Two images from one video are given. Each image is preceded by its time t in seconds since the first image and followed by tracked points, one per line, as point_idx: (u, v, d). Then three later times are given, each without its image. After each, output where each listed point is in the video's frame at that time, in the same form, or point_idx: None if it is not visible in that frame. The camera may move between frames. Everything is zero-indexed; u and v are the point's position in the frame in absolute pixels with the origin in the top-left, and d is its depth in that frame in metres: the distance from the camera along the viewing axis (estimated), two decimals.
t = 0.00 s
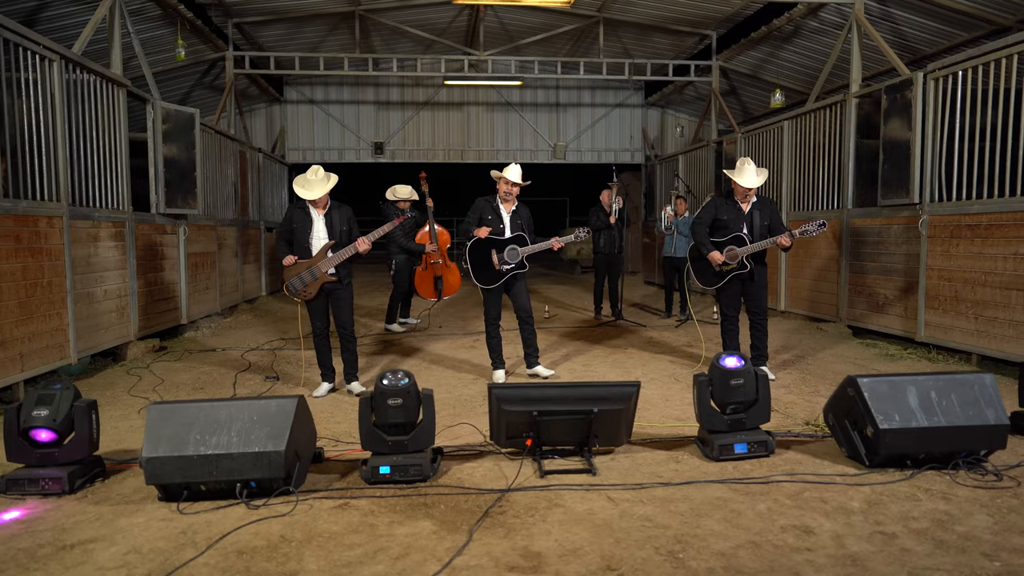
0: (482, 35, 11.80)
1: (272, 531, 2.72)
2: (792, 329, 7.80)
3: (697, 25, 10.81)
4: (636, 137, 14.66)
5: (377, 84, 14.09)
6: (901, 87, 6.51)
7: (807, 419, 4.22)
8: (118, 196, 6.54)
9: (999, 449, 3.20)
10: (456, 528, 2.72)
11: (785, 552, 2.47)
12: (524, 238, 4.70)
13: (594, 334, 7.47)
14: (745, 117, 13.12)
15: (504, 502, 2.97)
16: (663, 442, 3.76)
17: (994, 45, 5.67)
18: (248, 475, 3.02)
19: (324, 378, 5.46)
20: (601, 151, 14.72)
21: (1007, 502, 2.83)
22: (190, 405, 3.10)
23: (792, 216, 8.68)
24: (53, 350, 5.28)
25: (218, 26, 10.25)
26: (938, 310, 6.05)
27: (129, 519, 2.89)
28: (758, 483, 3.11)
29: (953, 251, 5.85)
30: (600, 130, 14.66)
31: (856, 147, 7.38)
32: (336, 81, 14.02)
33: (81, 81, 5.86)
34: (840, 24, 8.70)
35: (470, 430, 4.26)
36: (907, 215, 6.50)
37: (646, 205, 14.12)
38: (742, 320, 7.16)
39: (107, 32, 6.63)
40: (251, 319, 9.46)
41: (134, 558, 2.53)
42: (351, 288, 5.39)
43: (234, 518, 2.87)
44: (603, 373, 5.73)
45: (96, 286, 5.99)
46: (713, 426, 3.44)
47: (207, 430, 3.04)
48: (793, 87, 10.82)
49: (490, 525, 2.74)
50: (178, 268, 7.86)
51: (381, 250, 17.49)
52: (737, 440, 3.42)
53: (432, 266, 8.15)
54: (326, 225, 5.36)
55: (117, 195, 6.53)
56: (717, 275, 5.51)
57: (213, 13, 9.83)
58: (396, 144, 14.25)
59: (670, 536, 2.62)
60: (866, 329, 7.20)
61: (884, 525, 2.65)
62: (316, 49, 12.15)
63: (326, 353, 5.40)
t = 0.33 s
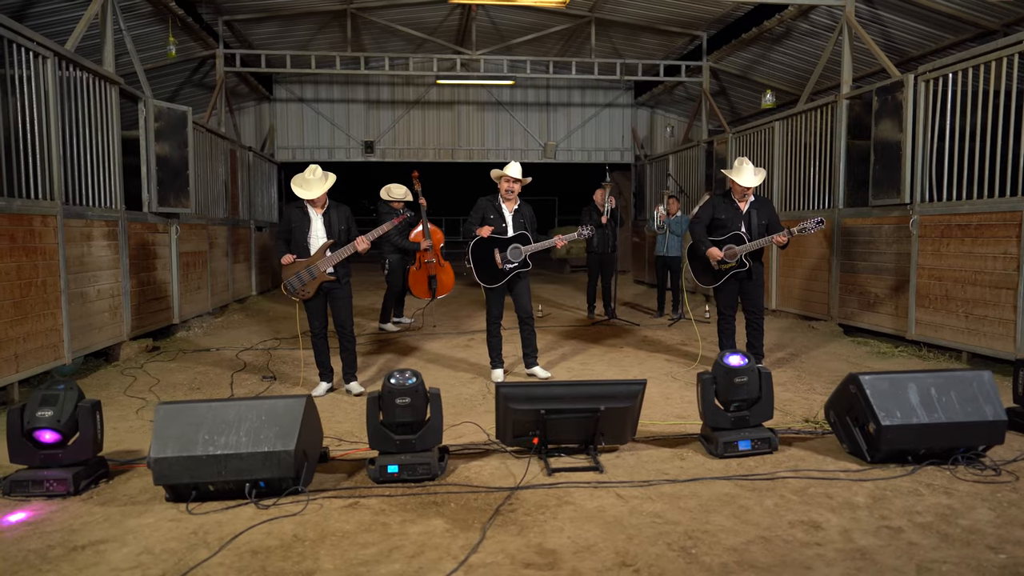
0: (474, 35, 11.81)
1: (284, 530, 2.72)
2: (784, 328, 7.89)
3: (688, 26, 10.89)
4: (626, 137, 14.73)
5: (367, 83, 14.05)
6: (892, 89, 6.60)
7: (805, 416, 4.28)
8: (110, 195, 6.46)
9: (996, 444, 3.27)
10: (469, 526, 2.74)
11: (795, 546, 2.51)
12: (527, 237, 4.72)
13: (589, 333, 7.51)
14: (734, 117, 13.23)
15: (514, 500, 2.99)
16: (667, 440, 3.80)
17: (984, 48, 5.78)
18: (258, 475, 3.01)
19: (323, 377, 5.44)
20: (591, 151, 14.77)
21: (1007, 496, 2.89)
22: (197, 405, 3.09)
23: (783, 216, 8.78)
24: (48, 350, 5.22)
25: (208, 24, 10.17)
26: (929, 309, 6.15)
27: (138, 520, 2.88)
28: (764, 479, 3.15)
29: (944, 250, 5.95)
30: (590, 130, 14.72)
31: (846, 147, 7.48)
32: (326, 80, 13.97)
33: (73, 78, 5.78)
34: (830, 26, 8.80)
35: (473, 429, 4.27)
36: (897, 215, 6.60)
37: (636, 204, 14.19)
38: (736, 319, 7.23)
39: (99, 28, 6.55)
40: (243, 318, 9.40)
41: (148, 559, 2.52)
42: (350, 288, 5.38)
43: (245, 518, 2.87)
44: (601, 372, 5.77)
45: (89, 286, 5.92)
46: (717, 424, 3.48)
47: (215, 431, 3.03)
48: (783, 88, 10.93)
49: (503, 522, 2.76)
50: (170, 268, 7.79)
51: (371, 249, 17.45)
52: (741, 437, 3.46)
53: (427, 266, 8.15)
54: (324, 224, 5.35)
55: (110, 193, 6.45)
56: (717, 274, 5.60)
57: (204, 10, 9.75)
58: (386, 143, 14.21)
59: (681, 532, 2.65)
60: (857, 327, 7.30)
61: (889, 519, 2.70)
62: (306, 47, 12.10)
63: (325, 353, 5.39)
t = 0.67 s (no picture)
0: (467, 34, 11.81)
1: (300, 529, 2.72)
2: (779, 326, 7.96)
3: (681, 26, 10.96)
4: (617, 136, 14.78)
5: (358, 81, 14.00)
6: (886, 90, 6.68)
7: (807, 413, 4.33)
8: (105, 193, 6.39)
9: (999, 439, 3.32)
10: (484, 523, 2.75)
11: (809, 540, 2.55)
12: (531, 234, 4.74)
13: (587, 332, 7.54)
14: (726, 117, 13.32)
15: (527, 497, 3.01)
16: (673, 437, 3.83)
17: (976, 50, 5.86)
18: (270, 474, 3.01)
19: (324, 377, 5.43)
20: (583, 151, 14.81)
21: (1011, 490, 2.94)
22: (208, 404, 3.08)
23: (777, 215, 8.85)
24: (46, 350, 5.17)
25: (200, 21, 10.10)
26: (923, 307, 6.23)
27: (150, 519, 2.86)
28: (773, 474, 3.19)
29: (937, 249, 6.03)
30: (582, 130, 14.76)
31: (840, 148, 7.56)
32: (317, 78, 13.91)
33: (69, 75, 5.71)
34: (823, 28, 8.90)
35: (479, 427, 4.29)
36: (891, 215, 6.68)
37: (628, 204, 14.24)
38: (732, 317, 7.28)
39: (94, 25, 6.48)
40: (237, 318, 9.35)
41: (164, 558, 2.51)
42: (351, 287, 5.38)
43: (258, 517, 2.86)
44: (601, 370, 5.80)
45: (85, 285, 5.87)
46: (724, 420, 3.52)
47: (227, 430, 3.02)
48: (775, 89, 11.02)
49: (518, 519, 2.78)
50: (164, 267, 7.73)
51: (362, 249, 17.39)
52: (748, 433, 3.50)
53: (422, 265, 8.15)
54: (325, 222, 5.34)
55: (104, 191, 6.38)
56: (716, 272, 5.64)
57: (196, 8, 9.68)
58: (378, 142, 14.17)
59: (695, 527, 2.68)
60: (850, 325, 7.38)
61: (899, 513, 2.74)
62: (298, 45, 12.04)
63: (326, 352, 5.38)
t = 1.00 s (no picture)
0: (458, 33, 11.78)
1: (310, 529, 2.71)
2: (771, 325, 8.02)
3: (671, 26, 11.01)
4: (607, 136, 14.82)
5: (348, 80, 13.93)
6: (877, 90, 6.76)
7: (806, 409, 4.37)
8: (97, 191, 6.31)
9: (997, 434, 3.38)
10: (495, 521, 2.76)
11: (818, 535, 2.58)
12: (532, 232, 4.76)
13: (581, 331, 7.56)
14: (715, 117, 13.40)
15: (536, 495, 3.02)
16: (676, 434, 3.85)
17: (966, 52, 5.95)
18: (277, 474, 3.00)
19: (321, 376, 5.40)
20: (573, 150, 14.84)
21: (1012, 484, 2.99)
22: (213, 404, 3.06)
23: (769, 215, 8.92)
24: (39, 350, 5.11)
25: (190, 19, 10.02)
26: (914, 305, 6.31)
27: (157, 521, 2.84)
28: (777, 471, 3.22)
29: (929, 248, 6.11)
30: (572, 129, 14.79)
31: (831, 147, 7.63)
32: (306, 77, 13.83)
33: (61, 72, 5.64)
34: (813, 29, 8.98)
35: (481, 426, 4.29)
36: (882, 214, 6.76)
37: (618, 203, 14.28)
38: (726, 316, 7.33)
39: (85, 22, 6.40)
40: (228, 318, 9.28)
41: (175, 559, 2.49)
42: (349, 286, 5.37)
43: (267, 517, 2.85)
44: (598, 369, 5.82)
45: (77, 285, 5.80)
46: (727, 418, 3.55)
47: (233, 429, 3.00)
48: (765, 90, 11.10)
49: (528, 517, 2.79)
50: (155, 267, 7.66)
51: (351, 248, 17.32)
52: (751, 430, 3.53)
53: (417, 264, 8.16)
54: (324, 222, 5.33)
55: (96, 191, 6.31)
56: (709, 271, 5.65)
57: (185, 5, 9.59)
58: (368, 141, 14.12)
59: (705, 523, 2.70)
60: (841, 323, 7.46)
61: (904, 508, 2.78)
62: (288, 43, 11.97)
63: (324, 352, 5.36)
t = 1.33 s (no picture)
0: (452, 33, 11.75)
1: (320, 530, 2.71)
2: (765, 324, 8.07)
3: (664, 27, 11.05)
4: (600, 136, 14.85)
5: (340, 79, 13.88)
6: (872, 91, 6.82)
7: (806, 408, 4.41)
8: (91, 191, 6.26)
9: (997, 432, 3.42)
10: (505, 521, 2.76)
11: (827, 532, 2.60)
12: (536, 231, 4.80)
13: (578, 332, 7.57)
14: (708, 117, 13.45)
15: (544, 495, 3.03)
16: (679, 433, 3.88)
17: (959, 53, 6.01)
18: (285, 475, 2.99)
19: (321, 377, 5.38)
20: (566, 150, 14.86)
21: (1015, 481, 3.04)
22: (219, 404, 3.04)
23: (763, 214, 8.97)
24: (35, 352, 5.06)
25: (182, 18, 9.95)
26: (909, 304, 6.37)
27: (164, 523, 2.82)
28: (783, 469, 3.24)
29: (923, 247, 6.18)
30: (564, 129, 14.81)
31: (825, 147, 7.68)
32: (298, 76, 13.77)
33: (56, 71, 5.59)
34: (806, 30, 9.04)
35: (483, 425, 4.29)
36: (877, 214, 6.81)
37: (610, 203, 14.32)
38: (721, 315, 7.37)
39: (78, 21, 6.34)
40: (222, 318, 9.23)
41: (186, 561, 2.48)
42: (349, 286, 5.36)
43: (276, 518, 2.84)
44: (597, 369, 5.84)
45: (72, 286, 5.75)
46: (731, 416, 3.58)
47: (240, 430, 2.99)
48: (758, 90, 11.17)
49: (538, 517, 2.79)
50: (149, 268, 7.60)
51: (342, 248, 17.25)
52: (756, 429, 3.55)
53: (413, 264, 8.18)
54: (323, 222, 5.31)
55: (90, 192, 6.25)
56: (706, 270, 5.63)
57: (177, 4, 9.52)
58: (361, 141, 14.07)
59: (714, 521, 2.72)
60: (835, 322, 7.52)
61: (910, 505, 2.81)
62: (280, 42, 11.90)
63: (323, 352, 5.34)
